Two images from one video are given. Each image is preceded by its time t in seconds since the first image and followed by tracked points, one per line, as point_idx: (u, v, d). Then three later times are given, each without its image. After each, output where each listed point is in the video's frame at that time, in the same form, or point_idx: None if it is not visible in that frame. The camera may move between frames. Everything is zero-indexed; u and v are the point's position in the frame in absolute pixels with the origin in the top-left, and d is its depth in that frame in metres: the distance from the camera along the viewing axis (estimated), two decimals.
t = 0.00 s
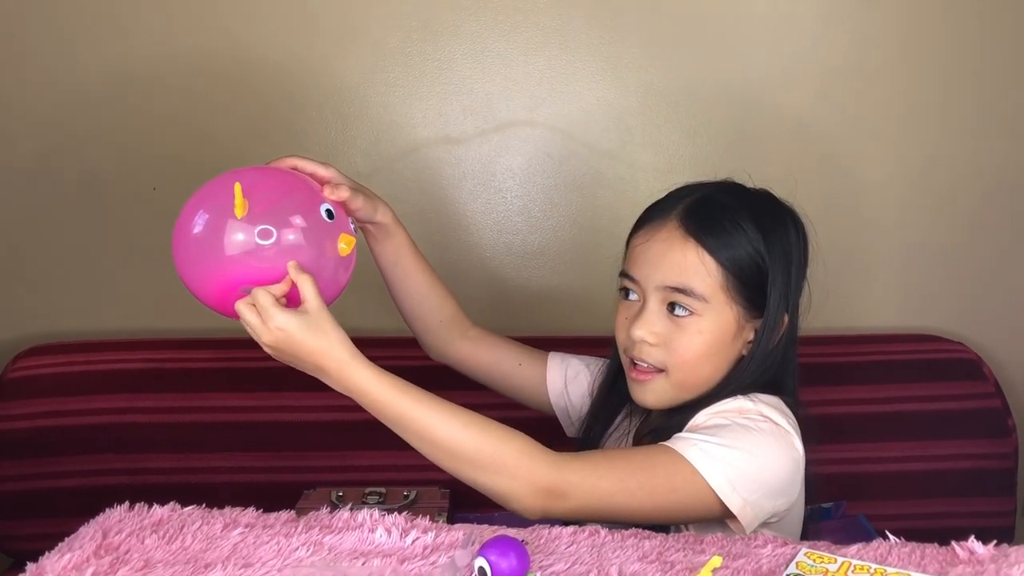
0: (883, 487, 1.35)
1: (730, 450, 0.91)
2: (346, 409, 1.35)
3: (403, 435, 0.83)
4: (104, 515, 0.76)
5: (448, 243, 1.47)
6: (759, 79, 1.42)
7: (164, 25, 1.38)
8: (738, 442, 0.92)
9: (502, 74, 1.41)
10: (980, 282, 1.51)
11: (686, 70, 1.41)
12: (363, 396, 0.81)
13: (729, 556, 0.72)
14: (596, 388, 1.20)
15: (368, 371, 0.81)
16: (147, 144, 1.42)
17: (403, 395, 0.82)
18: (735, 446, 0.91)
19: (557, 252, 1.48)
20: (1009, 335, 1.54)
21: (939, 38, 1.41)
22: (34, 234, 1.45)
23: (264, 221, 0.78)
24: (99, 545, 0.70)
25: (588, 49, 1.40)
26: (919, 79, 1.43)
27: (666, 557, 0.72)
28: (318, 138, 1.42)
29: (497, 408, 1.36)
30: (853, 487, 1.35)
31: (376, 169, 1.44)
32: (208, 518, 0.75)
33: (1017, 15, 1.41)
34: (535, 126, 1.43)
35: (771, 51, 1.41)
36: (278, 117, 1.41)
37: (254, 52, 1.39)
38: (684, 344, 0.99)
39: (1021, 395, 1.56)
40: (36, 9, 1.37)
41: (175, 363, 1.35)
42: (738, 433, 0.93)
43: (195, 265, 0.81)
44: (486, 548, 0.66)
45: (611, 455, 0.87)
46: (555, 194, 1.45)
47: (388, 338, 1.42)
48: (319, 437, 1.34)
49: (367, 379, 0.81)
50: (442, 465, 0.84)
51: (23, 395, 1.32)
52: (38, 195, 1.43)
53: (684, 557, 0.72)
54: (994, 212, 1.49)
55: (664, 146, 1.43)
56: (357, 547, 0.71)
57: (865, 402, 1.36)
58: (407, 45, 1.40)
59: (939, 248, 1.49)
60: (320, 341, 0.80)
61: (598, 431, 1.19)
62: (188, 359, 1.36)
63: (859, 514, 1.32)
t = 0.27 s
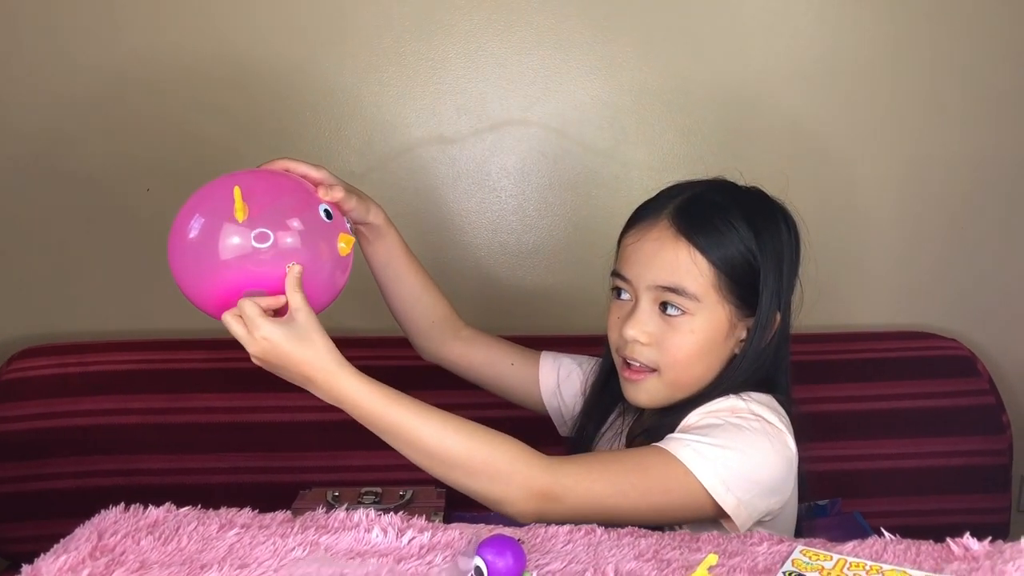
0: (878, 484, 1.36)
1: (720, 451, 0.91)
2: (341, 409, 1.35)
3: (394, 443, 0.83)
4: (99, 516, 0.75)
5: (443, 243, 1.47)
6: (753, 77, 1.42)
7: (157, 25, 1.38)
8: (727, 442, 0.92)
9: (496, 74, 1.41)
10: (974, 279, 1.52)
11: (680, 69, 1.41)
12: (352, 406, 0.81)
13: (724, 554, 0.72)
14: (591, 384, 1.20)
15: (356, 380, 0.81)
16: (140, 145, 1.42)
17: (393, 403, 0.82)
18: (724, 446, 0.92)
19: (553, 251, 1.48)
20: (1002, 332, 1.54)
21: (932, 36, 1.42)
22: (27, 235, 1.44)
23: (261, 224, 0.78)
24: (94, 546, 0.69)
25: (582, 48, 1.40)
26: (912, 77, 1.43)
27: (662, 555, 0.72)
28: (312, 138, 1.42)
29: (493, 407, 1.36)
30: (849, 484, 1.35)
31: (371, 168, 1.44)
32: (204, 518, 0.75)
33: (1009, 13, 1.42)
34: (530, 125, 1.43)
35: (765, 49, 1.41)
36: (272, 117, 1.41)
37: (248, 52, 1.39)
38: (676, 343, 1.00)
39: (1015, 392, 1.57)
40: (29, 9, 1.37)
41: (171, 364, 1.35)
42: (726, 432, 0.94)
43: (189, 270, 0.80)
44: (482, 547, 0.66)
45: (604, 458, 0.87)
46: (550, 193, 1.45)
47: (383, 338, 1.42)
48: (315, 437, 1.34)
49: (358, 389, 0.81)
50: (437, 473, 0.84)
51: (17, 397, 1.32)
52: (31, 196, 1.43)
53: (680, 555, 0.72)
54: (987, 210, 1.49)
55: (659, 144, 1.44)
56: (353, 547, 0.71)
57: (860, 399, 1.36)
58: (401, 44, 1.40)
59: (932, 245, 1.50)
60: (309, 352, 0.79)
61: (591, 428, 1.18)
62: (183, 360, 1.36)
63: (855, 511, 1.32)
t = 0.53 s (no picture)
0: (871, 484, 1.36)
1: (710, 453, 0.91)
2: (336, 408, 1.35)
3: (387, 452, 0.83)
4: (92, 515, 0.75)
5: (437, 242, 1.47)
6: (749, 78, 1.42)
7: (152, 23, 1.37)
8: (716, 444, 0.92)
9: (491, 73, 1.41)
10: (967, 281, 1.52)
11: (675, 69, 1.41)
12: (349, 418, 0.81)
13: (719, 554, 0.72)
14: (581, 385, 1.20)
15: (353, 393, 0.81)
16: (135, 143, 1.41)
17: (390, 417, 0.81)
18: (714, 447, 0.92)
19: (548, 251, 1.48)
20: (995, 333, 1.55)
21: (927, 38, 1.42)
22: (20, 233, 1.44)
23: (257, 222, 0.78)
24: (87, 545, 0.69)
25: (578, 48, 1.40)
26: (907, 78, 1.44)
27: (657, 555, 0.72)
28: (307, 136, 1.42)
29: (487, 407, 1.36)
30: (842, 484, 1.36)
31: (366, 167, 1.43)
32: (197, 517, 0.75)
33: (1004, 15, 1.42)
34: (524, 124, 1.43)
35: (760, 50, 1.41)
36: (266, 115, 1.41)
37: (243, 50, 1.39)
38: (661, 339, 1.00)
39: (1007, 393, 1.58)
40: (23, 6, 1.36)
41: (165, 363, 1.35)
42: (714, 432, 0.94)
43: (182, 267, 0.80)
44: (477, 546, 0.66)
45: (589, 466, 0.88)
46: (545, 193, 1.45)
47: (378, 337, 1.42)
48: (310, 436, 1.34)
49: (354, 401, 0.81)
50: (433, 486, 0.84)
51: (10, 395, 1.31)
52: (25, 193, 1.42)
53: (674, 555, 0.72)
54: (981, 211, 1.50)
55: (654, 144, 1.44)
56: (347, 546, 0.71)
57: (854, 400, 1.37)
58: (397, 43, 1.39)
59: (926, 247, 1.50)
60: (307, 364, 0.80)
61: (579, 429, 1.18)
62: (178, 358, 1.35)
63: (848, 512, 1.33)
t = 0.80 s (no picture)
0: (864, 486, 1.37)
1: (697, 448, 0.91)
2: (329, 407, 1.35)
3: (377, 448, 0.83)
4: (84, 514, 0.75)
5: (431, 242, 1.47)
6: (744, 80, 1.42)
7: (146, 21, 1.37)
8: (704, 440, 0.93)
9: (485, 73, 1.41)
10: (960, 284, 1.53)
11: (671, 71, 1.42)
12: (339, 410, 0.81)
13: (711, 555, 0.73)
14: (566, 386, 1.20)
15: (345, 385, 0.81)
16: (128, 141, 1.41)
17: (381, 411, 0.81)
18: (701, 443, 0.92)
19: (541, 252, 1.48)
20: (988, 336, 1.55)
21: (921, 41, 1.43)
22: (12, 231, 1.43)
23: (237, 227, 0.78)
24: (78, 544, 0.69)
25: (572, 49, 1.40)
26: (901, 81, 1.44)
27: (649, 555, 0.72)
28: (302, 136, 1.42)
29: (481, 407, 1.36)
30: (835, 485, 1.36)
31: (360, 167, 1.43)
32: (189, 517, 0.74)
33: (998, 18, 1.42)
34: (517, 125, 1.43)
35: (754, 53, 1.42)
36: (260, 114, 1.41)
37: (237, 49, 1.38)
38: (648, 336, 1.00)
39: (1000, 395, 1.58)
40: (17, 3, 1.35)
41: (158, 362, 1.34)
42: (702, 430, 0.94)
43: (163, 271, 0.80)
44: (470, 546, 0.66)
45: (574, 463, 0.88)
46: (538, 193, 1.46)
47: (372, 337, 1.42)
48: (303, 436, 1.34)
49: (345, 393, 0.81)
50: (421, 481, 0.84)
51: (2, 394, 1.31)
52: (18, 191, 1.42)
53: (667, 556, 0.72)
54: (974, 214, 1.50)
55: (648, 145, 1.44)
56: (340, 546, 0.71)
57: (847, 402, 1.37)
58: (391, 43, 1.39)
59: (919, 250, 1.51)
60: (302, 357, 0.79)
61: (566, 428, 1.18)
62: (171, 357, 1.35)
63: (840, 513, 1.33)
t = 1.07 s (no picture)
0: (859, 486, 1.37)
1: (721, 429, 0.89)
2: (325, 407, 1.35)
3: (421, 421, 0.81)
4: (78, 514, 0.75)
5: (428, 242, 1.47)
6: (740, 80, 1.43)
7: (142, 20, 1.37)
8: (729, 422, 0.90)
9: (482, 73, 1.41)
10: (955, 285, 1.53)
11: (667, 71, 1.42)
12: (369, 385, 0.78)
13: (708, 555, 0.73)
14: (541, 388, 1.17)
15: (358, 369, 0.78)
16: (124, 140, 1.41)
17: (441, 360, 0.70)
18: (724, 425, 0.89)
19: (538, 252, 1.48)
20: (983, 337, 1.55)
21: (917, 42, 1.43)
22: (8, 230, 1.43)
23: (202, 229, 0.66)
24: (73, 544, 0.69)
25: (569, 49, 1.41)
26: (896, 83, 1.44)
27: (646, 556, 0.72)
28: (298, 135, 1.42)
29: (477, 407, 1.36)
30: (830, 486, 1.36)
31: (357, 167, 1.43)
32: (184, 517, 0.74)
33: (995, 20, 1.43)
34: (516, 125, 1.43)
35: (751, 53, 1.42)
36: (257, 113, 1.41)
37: (234, 48, 1.38)
38: (691, 338, 0.99)
39: (995, 396, 1.58)
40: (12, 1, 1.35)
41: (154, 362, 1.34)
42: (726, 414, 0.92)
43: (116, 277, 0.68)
44: (466, 547, 0.66)
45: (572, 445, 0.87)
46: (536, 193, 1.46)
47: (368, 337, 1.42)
48: (298, 436, 1.33)
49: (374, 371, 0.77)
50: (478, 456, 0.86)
51: None
52: (13, 189, 1.41)
53: (663, 556, 0.72)
54: (969, 216, 1.50)
55: (645, 146, 1.44)
56: (335, 546, 0.71)
57: (843, 402, 1.37)
58: (388, 43, 1.39)
59: (914, 251, 1.51)
60: (324, 337, 0.67)
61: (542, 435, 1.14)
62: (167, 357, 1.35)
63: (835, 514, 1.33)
